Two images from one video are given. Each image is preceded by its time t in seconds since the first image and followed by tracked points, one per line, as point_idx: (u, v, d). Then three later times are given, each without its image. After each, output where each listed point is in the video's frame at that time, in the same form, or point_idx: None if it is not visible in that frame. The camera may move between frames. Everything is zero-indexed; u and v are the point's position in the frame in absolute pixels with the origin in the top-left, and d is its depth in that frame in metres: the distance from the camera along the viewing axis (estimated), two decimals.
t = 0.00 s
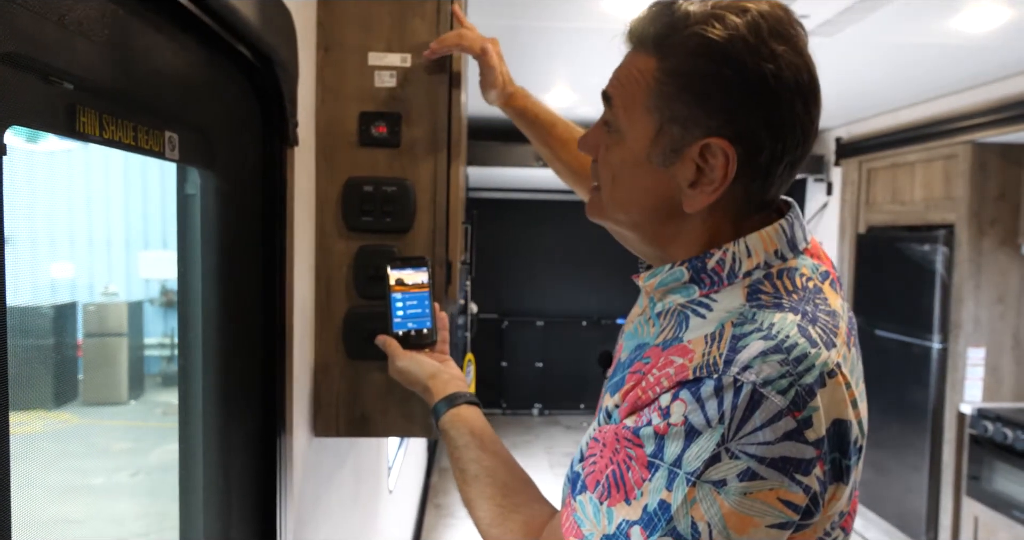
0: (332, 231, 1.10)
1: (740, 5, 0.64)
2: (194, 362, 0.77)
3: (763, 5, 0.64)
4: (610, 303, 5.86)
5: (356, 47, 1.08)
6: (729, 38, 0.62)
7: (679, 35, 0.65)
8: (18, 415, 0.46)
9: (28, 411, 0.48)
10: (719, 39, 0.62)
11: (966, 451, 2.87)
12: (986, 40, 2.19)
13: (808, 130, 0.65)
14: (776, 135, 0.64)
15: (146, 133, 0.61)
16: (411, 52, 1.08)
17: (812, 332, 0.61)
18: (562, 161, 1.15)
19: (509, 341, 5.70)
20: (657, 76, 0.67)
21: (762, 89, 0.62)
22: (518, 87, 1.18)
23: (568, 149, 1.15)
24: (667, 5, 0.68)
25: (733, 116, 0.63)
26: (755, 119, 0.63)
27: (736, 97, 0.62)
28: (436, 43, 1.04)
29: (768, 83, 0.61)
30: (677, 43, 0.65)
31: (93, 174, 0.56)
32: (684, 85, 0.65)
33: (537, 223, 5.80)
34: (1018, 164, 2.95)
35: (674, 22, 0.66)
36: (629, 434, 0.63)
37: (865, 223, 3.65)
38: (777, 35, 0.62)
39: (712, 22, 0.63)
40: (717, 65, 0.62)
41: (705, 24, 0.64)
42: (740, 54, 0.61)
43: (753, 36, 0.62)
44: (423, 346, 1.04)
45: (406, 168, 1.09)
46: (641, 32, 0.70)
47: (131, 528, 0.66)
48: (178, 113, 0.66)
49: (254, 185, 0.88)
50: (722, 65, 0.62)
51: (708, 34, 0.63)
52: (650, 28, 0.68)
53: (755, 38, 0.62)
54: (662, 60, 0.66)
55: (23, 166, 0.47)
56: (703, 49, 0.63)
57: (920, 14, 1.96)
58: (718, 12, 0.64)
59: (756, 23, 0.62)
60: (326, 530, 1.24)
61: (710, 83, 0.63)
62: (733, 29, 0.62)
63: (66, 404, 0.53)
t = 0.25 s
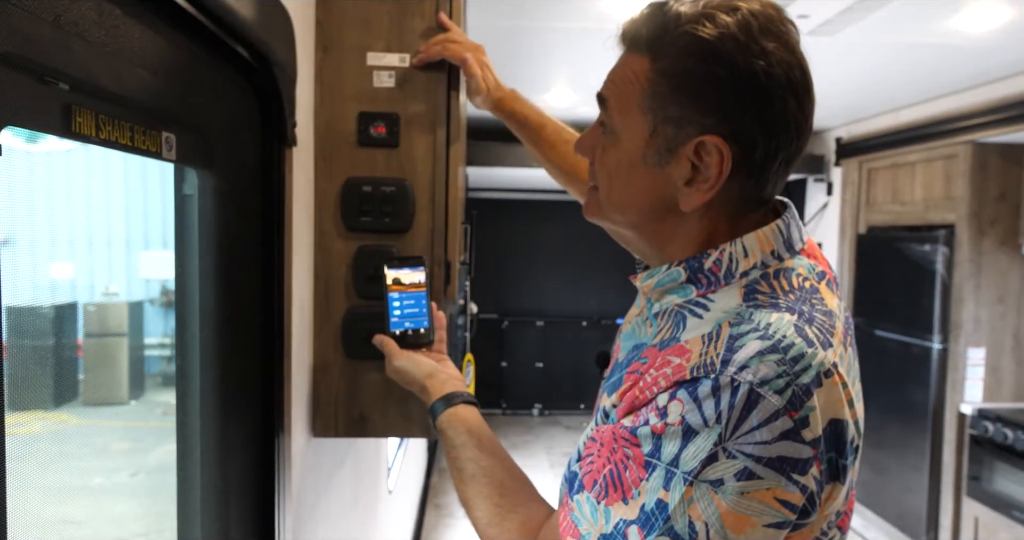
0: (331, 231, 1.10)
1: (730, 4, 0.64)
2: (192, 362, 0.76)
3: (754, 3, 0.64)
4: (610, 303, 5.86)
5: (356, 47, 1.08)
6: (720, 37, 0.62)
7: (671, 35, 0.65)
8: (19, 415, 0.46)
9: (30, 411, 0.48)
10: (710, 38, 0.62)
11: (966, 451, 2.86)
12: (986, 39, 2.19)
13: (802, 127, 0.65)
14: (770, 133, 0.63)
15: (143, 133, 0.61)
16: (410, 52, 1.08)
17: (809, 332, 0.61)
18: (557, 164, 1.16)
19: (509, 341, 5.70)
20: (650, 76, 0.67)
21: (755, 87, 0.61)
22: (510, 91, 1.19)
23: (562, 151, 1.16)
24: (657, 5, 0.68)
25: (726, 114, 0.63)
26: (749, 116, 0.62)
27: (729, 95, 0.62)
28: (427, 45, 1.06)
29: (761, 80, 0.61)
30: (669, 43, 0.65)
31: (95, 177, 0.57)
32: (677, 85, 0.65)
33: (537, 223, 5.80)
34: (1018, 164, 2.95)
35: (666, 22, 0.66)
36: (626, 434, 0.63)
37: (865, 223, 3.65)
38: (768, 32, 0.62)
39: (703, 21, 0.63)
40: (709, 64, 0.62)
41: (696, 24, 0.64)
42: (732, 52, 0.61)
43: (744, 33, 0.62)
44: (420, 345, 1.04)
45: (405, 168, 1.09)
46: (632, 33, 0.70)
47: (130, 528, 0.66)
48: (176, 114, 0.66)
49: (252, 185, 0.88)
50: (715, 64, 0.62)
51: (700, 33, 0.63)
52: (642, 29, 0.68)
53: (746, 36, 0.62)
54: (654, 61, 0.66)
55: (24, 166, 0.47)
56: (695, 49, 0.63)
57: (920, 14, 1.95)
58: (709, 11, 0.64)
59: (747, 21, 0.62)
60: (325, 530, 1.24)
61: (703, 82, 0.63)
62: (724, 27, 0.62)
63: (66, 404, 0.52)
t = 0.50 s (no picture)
0: (332, 230, 1.09)
1: (734, 5, 0.64)
2: (193, 361, 0.76)
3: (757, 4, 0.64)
4: (610, 303, 5.86)
5: (357, 46, 1.08)
6: (724, 36, 0.62)
7: (674, 34, 0.65)
8: (19, 415, 0.46)
9: (28, 410, 0.47)
10: (714, 37, 0.62)
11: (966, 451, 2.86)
12: (986, 39, 2.19)
13: (802, 126, 0.65)
14: (772, 131, 0.63)
15: (144, 132, 0.61)
16: (411, 51, 1.08)
17: (811, 328, 0.61)
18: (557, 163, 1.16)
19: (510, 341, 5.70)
20: (653, 75, 0.67)
21: (758, 85, 0.61)
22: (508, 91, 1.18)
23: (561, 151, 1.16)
24: (660, 6, 0.68)
25: (730, 112, 0.63)
26: (753, 114, 0.62)
27: (733, 93, 0.62)
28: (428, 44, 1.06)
29: (764, 78, 0.61)
30: (673, 41, 0.65)
31: (95, 172, 0.56)
32: (680, 83, 0.65)
33: (537, 223, 5.80)
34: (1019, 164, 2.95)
35: (669, 22, 0.66)
36: (630, 431, 0.63)
37: (866, 223, 3.64)
38: (771, 32, 0.63)
39: (707, 21, 0.63)
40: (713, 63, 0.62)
41: (700, 23, 0.64)
42: (735, 51, 0.61)
43: (747, 32, 0.62)
44: (418, 344, 1.03)
45: (405, 168, 1.09)
46: (635, 33, 0.70)
47: (132, 528, 0.66)
48: (177, 112, 0.66)
49: (253, 183, 0.88)
50: (719, 62, 0.62)
51: (704, 32, 0.63)
52: (644, 28, 0.68)
53: (750, 35, 0.62)
54: (657, 60, 0.66)
55: (26, 165, 0.47)
56: (699, 47, 0.63)
57: (922, 13, 1.95)
58: (713, 11, 0.64)
59: (751, 21, 0.62)
60: (326, 529, 1.24)
61: (707, 80, 0.63)
62: (728, 26, 0.62)
63: (67, 404, 0.52)
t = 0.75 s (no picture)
0: (332, 231, 1.10)
1: (726, 9, 0.64)
2: (195, 361, 0.77)
3: (750, 9, 0.64)
4: (611, 303, 5.86)
5: (357, 49, 1.09)
6: (716, 42, 0.62)
7: (667, 39, 0.65)
8: (18, 415, 0.46)
9: (28, 411, 0.48)
10: (706, 43, 0.62)
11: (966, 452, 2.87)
12: (986, 40, 2.19)
13: (796, 128, 0.66)
14: (766, 134, 0.64)
15: (145, 135, 0.61)
16: (411, 54, 1.09)
17: (804, 327, 0.61)
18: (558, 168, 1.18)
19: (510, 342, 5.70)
20: (647, 81, 0.67)
21: (750, 90, 0.62)
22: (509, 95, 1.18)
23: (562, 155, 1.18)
24: (654, 11, 0.68)
25: (722, 117, 0.63)
26: (746, 118, 0.63)
27: (724, 98, 0.62)
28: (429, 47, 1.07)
29: (756, 83, 0.61)
30: (665, 48, 0.65)
31: (96, 173, 0.56)
32: (673, 89, 0.65)
33: (538, 223, 5.80)
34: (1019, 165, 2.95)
35: (663, 28, 0.66)
36: (627, 429, 0.63)
37: (866, 224, 3.65)
38: (764, 36, 0.62)
39: (700, 26, 0.64)
40: (705, 68, 0.63)
41: (692, 29, 0.64)
42: (728, 56, 0.61)
43: (739, 38, 0.62)
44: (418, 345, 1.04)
45: (406, 169, 1.10)
46: (629, 38, 0.70)
47: (132, 528, 0.66)
48: (178, 115, 0.67)
49: (253, 185, 0.88)
50: (711, 68, 0.62)
51: (696, 38, 0.63)
52: (639, 34, 0.69)
53: (741, 40, 0.62)
54: (651, 66, 0.67)
55: (28, 167, 0.47)
56: (691, 53, 0.63)
57: (921, 15, 1.96)
58: (705, 16, 0.64)
59: (742, 26, 0.62)
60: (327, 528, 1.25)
61: (699, 86, 0.63)
62: (719, 32, 0.62)
63: (68, 404, 0.53)
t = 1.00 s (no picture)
0: (334, 230, 1.10)
1: (709, 10, 0.65)
2: (197, 361, 0.77)
3: (732, 8, 0.65)
4: (611, 303, 5.86)
5: (359, 49, 1.09)
6: (700, 42, 0.63)
7: (652, 44, 0.66)
8: (20, 415, 0.47)
9: (30, 410, 0.48)
10: (691, 44, 0.63)
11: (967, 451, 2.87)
12: (987, 40, 2.20)
13: (789, 124, 0.66)
14: (759, 130, 0.64)
15: (147, 134, 0.62)
16: (412, 54, 1.09)
17: (805, 326, 0.61)
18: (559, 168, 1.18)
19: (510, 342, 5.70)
20: (637, 86, 0.68)
21: (739, 87, 0.62)
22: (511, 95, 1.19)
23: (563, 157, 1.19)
24: (638, 19, 0.70)
25: (713, 114, 0.63)
26: (736, 114, 0.63)
27: (713, 96, 0.63)
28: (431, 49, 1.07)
29: (742, 79, 0.62)
30: (651, 53, 0.66)
31: (95, 174, 0.56)
32: (663, 91, 0.66)
33: (538, 223, 5.80)
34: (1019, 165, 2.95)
35: (647, 34, 0.67)
36: (629, 427, 0.63)
37: (866, 224, 3.65)
38: (747, 33, 0.63)
39: (683, 29, 0.64)
40: (692, 69, 0.63)
41: (677, 32, 0.65)
42: (712, 55, 0.62)
43: (723, 36, 0.62)
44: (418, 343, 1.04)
45: (407, 169, 1.10)
46: (616, 47, 0.72)
47: (133, 527, 0.66)
48: (181, 114, 0.67)
49: (255, 185, 0.88)
50: (697, 69, 0.63)
51: (681, 41, 0.64)
52: (624, 43, 0.70)
53: (725, 39, 0.62)
54: (640, 71, 0.68)
55: (29, 167, 0.47)
56: (677, 55, 0.64)
57: (921, 15, 1.96)
58: (689, 18, 0.65)
59: (725, 26, 0.63)
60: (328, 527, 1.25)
61: (687, 86, 0.64)
62: (703, 32, 0.63)
63: (68, 403, 0.53)
